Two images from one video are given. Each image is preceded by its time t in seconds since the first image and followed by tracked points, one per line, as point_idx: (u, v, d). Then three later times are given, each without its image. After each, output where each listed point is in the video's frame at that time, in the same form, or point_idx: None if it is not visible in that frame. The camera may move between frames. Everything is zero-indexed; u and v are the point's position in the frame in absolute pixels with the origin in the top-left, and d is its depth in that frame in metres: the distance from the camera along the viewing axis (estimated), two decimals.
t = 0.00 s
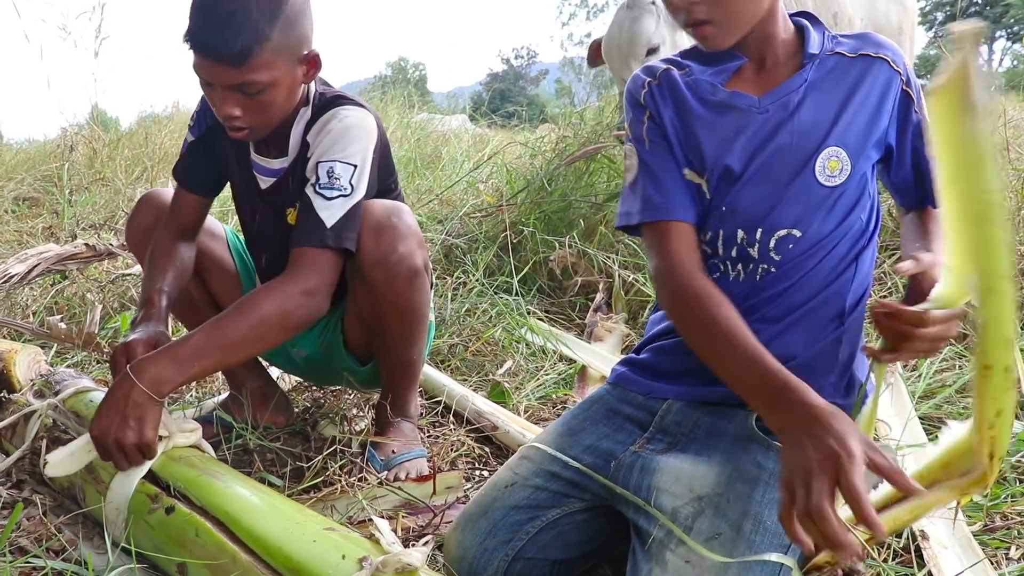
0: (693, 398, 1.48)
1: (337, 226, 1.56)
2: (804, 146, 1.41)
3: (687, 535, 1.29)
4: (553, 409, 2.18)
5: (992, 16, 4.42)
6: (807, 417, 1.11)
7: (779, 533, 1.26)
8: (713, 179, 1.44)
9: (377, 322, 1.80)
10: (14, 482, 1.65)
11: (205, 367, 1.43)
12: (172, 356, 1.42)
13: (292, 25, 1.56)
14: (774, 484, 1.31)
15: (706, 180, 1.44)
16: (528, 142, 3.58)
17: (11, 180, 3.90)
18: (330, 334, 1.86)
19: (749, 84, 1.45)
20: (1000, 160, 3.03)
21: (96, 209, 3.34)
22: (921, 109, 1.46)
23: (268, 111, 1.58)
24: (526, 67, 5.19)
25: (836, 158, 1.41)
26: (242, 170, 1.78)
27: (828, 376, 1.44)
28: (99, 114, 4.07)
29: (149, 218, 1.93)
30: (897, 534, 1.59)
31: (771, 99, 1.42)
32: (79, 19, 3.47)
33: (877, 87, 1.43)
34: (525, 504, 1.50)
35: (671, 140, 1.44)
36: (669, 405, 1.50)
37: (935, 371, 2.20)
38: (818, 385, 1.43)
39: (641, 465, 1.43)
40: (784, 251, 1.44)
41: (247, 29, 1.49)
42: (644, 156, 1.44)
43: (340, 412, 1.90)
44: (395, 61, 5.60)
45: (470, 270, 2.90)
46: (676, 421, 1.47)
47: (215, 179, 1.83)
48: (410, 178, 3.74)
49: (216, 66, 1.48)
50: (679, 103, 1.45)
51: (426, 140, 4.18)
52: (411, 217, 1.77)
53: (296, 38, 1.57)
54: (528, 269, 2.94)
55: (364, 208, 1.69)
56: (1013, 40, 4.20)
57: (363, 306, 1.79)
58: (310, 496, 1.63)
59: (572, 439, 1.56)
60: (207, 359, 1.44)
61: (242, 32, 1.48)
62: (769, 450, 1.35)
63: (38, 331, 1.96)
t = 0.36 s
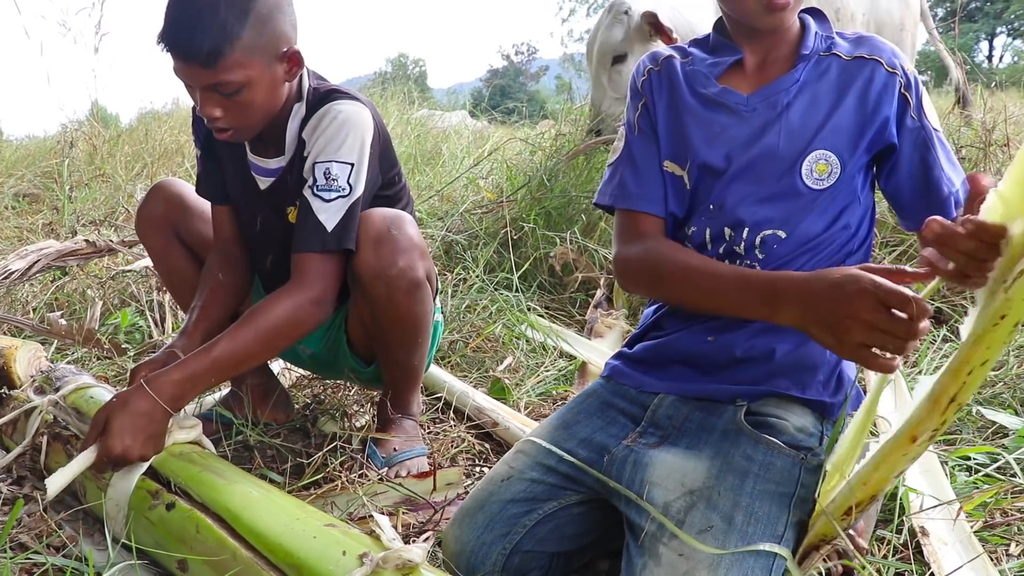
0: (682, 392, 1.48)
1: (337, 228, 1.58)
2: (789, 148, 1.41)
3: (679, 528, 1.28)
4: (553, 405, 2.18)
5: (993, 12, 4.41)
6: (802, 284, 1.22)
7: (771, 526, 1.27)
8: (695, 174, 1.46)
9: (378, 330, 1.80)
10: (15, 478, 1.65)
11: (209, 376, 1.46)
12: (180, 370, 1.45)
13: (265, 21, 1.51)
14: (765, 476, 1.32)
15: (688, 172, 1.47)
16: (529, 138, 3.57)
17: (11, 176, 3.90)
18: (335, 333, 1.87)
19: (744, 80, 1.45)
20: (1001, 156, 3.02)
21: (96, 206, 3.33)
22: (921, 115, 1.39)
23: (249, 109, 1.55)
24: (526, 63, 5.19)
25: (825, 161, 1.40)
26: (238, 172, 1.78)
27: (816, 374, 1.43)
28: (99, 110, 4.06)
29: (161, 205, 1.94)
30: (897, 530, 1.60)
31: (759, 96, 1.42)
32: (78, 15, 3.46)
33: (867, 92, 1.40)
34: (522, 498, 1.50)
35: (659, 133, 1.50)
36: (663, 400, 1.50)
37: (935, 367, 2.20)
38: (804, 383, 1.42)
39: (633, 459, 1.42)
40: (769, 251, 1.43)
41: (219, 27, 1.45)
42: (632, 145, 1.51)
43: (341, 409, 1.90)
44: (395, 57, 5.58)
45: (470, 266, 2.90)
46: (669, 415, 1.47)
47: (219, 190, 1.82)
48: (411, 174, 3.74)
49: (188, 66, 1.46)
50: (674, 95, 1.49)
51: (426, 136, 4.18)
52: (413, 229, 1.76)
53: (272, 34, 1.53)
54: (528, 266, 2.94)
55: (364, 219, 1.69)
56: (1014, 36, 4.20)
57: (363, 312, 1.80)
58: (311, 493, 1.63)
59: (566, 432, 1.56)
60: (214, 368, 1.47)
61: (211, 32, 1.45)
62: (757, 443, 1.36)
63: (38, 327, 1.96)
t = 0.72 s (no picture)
0: (682, 391, 1.49)
1: (348, 229, 1.58)
2: (778, 138, 1.40)
3: (680, 527, 1.29)
4: (552, 403, 2.18)
5: (992, 8, 4.40)
6: (768, 274, 1.23)
7: (770, 524, 1.27)
8: (687, 168, 1.47)
9: (386, 330, 1.81)
10: (16, 478, 1.65)
11: (222, 363, 1.46)
12: (199, 357, 1.46)
13: (243, 19, 1.50)
14: (765, 475, 1.32)
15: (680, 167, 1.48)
16: (527, 137, 3.57)
17: (10, 176, 3.90)
18: (339, 334, 1.86)
19: (739, 73, 1.46)
20: (999, 153, 3.02)
21: (95, 206, 3.33)
22: (911, 95, 1.33)
23: (238, 109, 1.54)
24: (525, 62, 5.19)
25: (813, 151, 1.39)
26: (235, 174, 1.78)
27: (814, 373, 1.42)
28: (97, 110, 4.06)
29: (158, 205, 1.94)
30: (897, 526, 1.60)
31: (749, 89, 1.42)
32: (76, 15, 3.46)
33: (854, 79, 1.38)
34: (522, 496, 1.50)
35: (654, 133, 1.52)
36: (662, 399, 1.50)
37: (934, 364, 2.20)
38: (803, 382, 1.42)
39: (634, 458, 1.43)
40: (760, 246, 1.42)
41: (199, 28, 1.45)
42: (626, 148, 1.55)
43: (340, 408, 1.90)
44: (394, 56, 5.58)
45: (469, 265, 2.90)
46: (668, 414, 1.47)
47: (219, 194, 1.81)
48: (409, 173, 3.74)
49: (172, 69, 1.46)
50: (667, 92, 1.51)
51: (425, 134, 4.18)
52: (425, 230, 1.76)
53: (253, 32, 1.51)
54: (527, 264, 2.94)
55: (375, 221, 1.69)
56: (1013, 33, 4.19)
57: (372, 313, 1.80)
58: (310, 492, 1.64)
59: (567, 431, 1.57)
60: (227, 360, 1.48)
61: (190, 32, 1.44)
62: (758, 442, 1.35)
63: (38, 327, 1.96)
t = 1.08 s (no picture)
0: (674, 389, 1.48)
1: (349, 229, 1.57)
2: (768, 127, 1.40)
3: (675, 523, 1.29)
4: (553, 400, 2.19)
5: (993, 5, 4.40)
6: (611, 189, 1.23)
7: (765, 516, 1.26)
8: (679, 161, 1.49)
9: (390, 328, 1.81)
10: (16, 475, 1.66)
11: (228, 368, 1.47)
12: (206, 364, 1.46)
13: (220, 14, 1.49)
14: (757, 468, 1.32)
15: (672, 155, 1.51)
16: (528, 134, 3.57)
17: (10, 174, 3.91)
18: (342, 331, 1.85)
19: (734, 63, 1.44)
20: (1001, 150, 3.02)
21: (96, 203, 3.33)
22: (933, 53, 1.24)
23: (225, 105, 1.53)
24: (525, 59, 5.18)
25: (804, 139, 1.38)
26: (234, 170, 1.78)
27: (802, 367, 1.40)
28: (97, 108, 4.06)
29: (160, 201, 1.93)
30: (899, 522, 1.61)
31: (739, 82, 1.42)
32: (77, 13, 3.46)
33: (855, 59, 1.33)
34: (522, 490, 1.50)
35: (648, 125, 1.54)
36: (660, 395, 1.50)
37: (934, 361, 2.21)
38: (790, 376, 1.40)
39: (627, 455, 1.43)
40: (750, 241, 1.43)
41: (177, 24, 1.44)
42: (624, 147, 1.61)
43: (341, 404, 1.91)
44: (394, 53, 5.57)
45: (470, 261, 2.91)
46: (662, 411, 1.47)
47: (219, 188, 1.81)
48: (410, 170, 3.74)
49: (155, 68, 1.46)
50: (659, 82, 1.53)
51: (425, 132, 4.18)
52: (429, 228, 1.74)
53: (231, 26, 1.50)
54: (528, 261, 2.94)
55: (379, 220, 1.67)
56: (1014, 29, 4.19)
57: (376, 311, 1.81)
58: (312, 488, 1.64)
59: (567, 424, 1.57)
60: (230, 361, 1.48)
61: (168, 30, 1.43)
62: (748, 435, 1.36)
63: (38, 325, 1.96)
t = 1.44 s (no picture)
0: (682, 384, 1.47)
1: (342, 230, 1.60)
2: (797, 127, 1.41)
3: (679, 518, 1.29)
4: (552, 395, 2.19)
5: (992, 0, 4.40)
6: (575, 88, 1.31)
7: (770, 514, 1.27)
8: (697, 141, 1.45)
9: (383, 324, 1.81)
10: (16, 471, 1.65)
11: (220, 367, 1.49)
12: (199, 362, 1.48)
13: (226, 23, 1.48)
14: (764, 465, 1.32)
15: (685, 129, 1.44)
16: (527, 129, 3.56)
17: (7, 170, 3.90)
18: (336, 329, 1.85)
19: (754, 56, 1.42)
20: (999, 144, 3.03)
21: (94, 200, 3.33)
22: (922, 109, 1.41)
23: (233, 112, 1.54)
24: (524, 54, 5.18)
25: (830, 142, 1.40)
26: (231, 163, 1.76)
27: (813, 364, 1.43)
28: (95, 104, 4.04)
29: (152, 200, 1.93)
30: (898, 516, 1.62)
31: (769, 70, 1.40)
32: (74, 9, 3.45)
33: (873, 79, 1.40)
34: (523, 487, 1.51)
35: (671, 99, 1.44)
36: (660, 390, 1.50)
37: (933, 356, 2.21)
38: (801, 374, 1.42)
39: (632, 449, 1.42)
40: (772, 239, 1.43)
41: (183, 34, 1.42)
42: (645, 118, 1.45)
43: (340, 400, 1.91)
44: (392, 49, 5.56)
45: (469, 257, 2.90)
46: (668, 406, 1.47)
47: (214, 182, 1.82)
48: (408, 166, 3.74)
49: (159, 81, 1.44)
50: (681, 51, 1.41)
51: (424, 127, 4.17)
52: (420, 223, 1.76)
53: (235, 33, 1.49)
54: (527, 256, 2.94)
55: (370, 213, 1.67)
56: (1013, 24, 4.18)
57: (370, 308, 1.81)
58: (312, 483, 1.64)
59: (567, 421, 1.57)
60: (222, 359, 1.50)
61: (172, 42, 1.41)
62: (757, 432, 1.36)
63: (37, 320, 1.96)
